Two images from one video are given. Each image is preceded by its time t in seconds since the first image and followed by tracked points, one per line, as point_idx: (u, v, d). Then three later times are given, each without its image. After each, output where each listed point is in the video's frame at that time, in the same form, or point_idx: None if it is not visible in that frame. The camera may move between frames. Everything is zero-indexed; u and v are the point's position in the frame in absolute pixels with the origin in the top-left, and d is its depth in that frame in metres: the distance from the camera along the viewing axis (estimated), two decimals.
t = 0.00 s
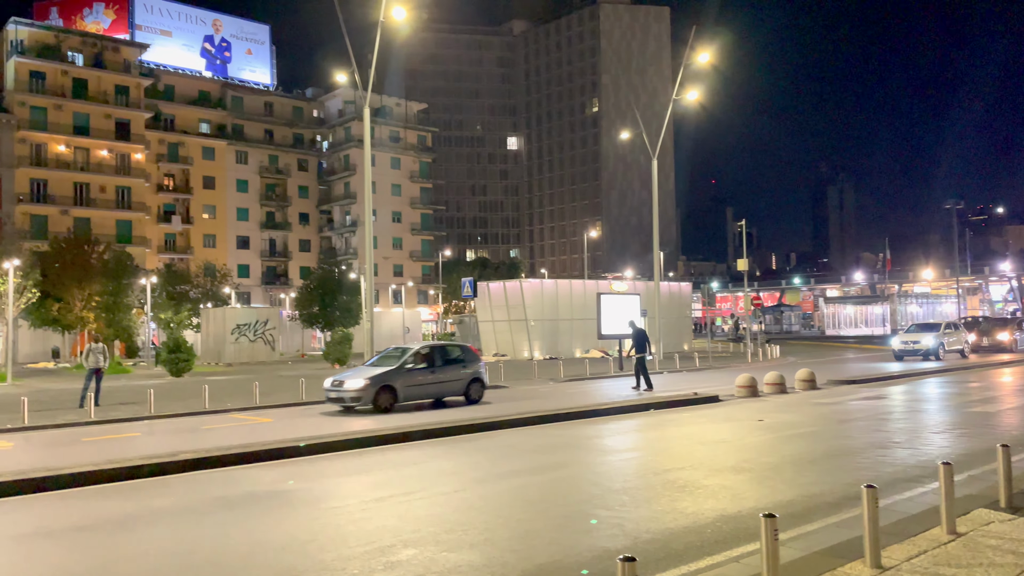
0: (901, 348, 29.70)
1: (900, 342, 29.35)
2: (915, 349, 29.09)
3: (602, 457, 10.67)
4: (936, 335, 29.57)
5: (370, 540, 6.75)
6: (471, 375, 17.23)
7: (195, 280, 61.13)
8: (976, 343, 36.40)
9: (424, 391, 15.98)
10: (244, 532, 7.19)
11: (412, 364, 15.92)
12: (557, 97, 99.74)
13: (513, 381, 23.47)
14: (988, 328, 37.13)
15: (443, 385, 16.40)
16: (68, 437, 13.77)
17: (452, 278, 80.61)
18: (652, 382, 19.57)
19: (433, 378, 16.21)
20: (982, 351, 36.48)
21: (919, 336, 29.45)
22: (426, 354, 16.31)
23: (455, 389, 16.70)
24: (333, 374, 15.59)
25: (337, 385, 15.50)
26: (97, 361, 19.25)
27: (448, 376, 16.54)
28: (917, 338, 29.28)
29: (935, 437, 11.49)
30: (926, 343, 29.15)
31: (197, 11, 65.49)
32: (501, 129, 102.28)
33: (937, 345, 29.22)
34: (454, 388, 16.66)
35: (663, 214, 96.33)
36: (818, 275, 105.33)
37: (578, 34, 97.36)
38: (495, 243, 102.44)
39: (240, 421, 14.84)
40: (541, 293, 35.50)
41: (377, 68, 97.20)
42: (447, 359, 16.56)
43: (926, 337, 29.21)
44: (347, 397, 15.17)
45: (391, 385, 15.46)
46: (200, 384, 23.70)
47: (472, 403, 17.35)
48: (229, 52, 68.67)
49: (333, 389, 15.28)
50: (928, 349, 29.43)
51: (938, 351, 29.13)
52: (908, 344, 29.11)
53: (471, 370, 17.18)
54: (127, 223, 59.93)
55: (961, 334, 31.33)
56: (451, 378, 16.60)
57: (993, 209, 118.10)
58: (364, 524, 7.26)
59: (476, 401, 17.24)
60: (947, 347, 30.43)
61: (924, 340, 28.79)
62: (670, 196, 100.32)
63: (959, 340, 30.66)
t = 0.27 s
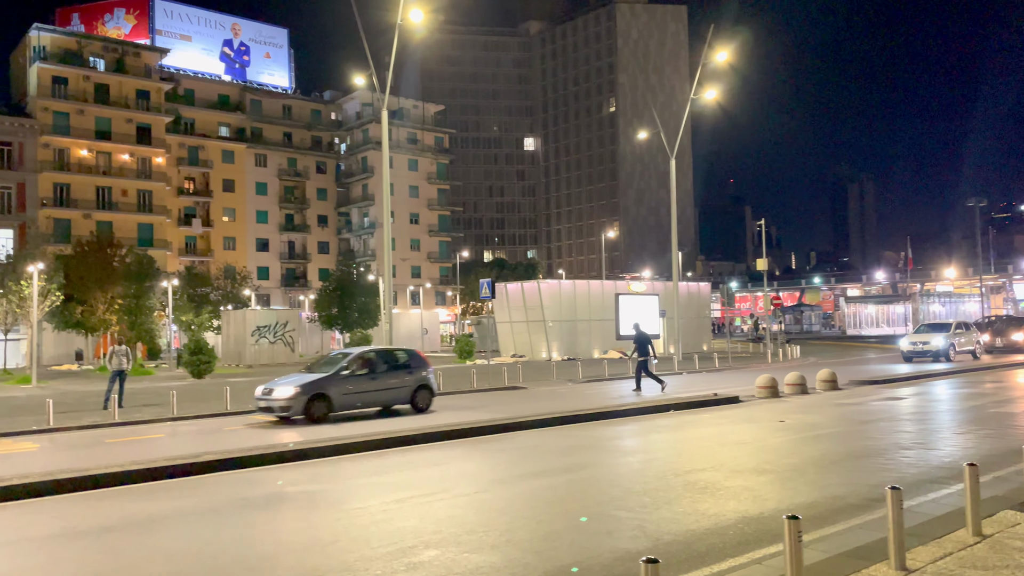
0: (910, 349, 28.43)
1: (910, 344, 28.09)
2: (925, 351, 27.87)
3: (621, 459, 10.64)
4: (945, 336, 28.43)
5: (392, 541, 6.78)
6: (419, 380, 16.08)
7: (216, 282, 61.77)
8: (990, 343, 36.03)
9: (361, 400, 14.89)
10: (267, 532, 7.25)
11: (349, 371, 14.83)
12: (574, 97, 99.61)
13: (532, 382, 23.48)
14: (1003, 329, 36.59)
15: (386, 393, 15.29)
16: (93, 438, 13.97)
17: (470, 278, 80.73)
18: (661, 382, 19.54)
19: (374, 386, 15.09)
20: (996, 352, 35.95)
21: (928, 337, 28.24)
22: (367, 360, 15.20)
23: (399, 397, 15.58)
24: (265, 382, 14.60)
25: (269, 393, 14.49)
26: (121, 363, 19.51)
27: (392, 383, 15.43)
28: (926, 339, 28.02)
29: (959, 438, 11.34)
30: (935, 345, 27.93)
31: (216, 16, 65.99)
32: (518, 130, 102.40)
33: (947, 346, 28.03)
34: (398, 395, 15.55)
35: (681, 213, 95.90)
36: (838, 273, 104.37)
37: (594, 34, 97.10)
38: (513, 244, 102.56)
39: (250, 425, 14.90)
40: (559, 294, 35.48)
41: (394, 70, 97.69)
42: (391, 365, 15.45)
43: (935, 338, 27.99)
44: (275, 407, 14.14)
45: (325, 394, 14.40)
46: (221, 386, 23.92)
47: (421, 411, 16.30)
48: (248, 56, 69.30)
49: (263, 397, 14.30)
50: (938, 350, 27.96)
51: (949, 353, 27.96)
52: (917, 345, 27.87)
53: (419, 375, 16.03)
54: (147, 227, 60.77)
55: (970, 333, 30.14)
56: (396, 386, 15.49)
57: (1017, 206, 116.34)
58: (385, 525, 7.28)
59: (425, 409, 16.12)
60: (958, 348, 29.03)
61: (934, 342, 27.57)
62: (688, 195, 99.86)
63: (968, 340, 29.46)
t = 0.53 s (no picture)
0: (919, 350, 27.63)
1: (919, 345, 27.27)
2: (935, 352, 27.06)
3: (643, 460, 10.60)
4: (956, 336, 27.55)
5: (415, 540, 6.82)
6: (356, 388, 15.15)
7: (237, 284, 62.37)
8: (1013, 343, 35.38)
9: (287, 410, 14.00)
10: (293, 532, 7.31)
11: (275, 378, 13.96)
12: (592, 97, 99.37)
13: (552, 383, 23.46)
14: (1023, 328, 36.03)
15: (317, 402, 14.38)
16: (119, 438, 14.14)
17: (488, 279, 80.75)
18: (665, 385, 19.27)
19: (301, 395, 14.20)
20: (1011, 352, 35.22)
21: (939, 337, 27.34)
22: (295, 367, 14.32)
23: (332, 405, 14.66)
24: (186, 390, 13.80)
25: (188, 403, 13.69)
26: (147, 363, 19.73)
27: (323, 391, 14.53)
28: (936, 339, 27.15)
29: (986, 438, 11.17)
30: (946, 345, 27.08)
31: (236, 19, 66.72)
32: (536, 130, 102.47)
33: (959, 347, 27.11)
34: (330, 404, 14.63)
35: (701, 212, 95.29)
36: (860, 272, 103.13)
37: (612, 33, 96.77)
38: (531, 244, 102.51)
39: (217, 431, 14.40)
40: (578, 294, 35.43)
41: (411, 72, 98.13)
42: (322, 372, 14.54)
43: (946, 338, 27.10)
44: (192, 417, 13.36)
45: (246, 404, 13.58)
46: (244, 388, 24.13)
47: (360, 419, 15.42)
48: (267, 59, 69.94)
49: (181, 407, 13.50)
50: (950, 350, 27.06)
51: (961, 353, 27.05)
52: (927, 346, 27.05)
53: (356, 382, 15.10)
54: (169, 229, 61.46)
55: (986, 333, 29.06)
56: (328, 394, 14.57)
57: None
58: (409, 525, 7.32)
59: (362, 418, 15.19)
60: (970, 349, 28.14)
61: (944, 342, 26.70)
62: (707, 194, 99.21)
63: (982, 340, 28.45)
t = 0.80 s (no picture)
0: (929, 351, 27.11)
1: (929, 345, 26.72)
2: (946, 353, 26.54)
3: (666, 460, 10.55)
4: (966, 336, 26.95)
5: (439, 541, 6.84)
6: (283, 396, 14.22)
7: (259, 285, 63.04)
8: None
9: (202, 421, 13.04)
10: (318, 531, 7.37)
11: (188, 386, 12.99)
12: (610, 96, 99.01)
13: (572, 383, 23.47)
14: None
15: (236, 411, 13.44)
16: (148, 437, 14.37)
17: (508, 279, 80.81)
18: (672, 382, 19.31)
19: (220, 403, 13.25)
20: None
21: (949, 337, 26.78)
22: (212, 373, 13.39)
23: (255, 415, 13.72)
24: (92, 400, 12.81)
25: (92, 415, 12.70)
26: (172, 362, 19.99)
27: (246, 400, 13.59)
28: (947, 339, 26.58)
29: (1013, 439, 10.99)
30: (956, 345, 26.51)
31: (258, 23, 67.34)
32: (555, 130, 102.45)
33: (970, 347, 26.54)
34: (252, 414, 13.67)
35: (720, 211, 94.79)
36: (883, 271, 101.84)
37: (631, 32, 96.32)
38: (550, 244, 102.61)
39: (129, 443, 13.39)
40: (597, 293, 35.38)
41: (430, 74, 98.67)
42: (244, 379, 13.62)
43: (957, 339, 26.53)
44: (94, 428, 12.42)
45: (155, 414, 12.59)
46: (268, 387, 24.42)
47: (288, 429, 14.47)
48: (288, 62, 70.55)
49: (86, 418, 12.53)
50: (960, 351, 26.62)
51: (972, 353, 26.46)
52: (937, 347, 26.51)
53: (282, 390, 14.19)
54: (192, 231, 62.13)
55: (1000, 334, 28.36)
56: (250, 403, 13.63)
57: None
58: (431, 525, 7.35)
59: (289, 429, 14.27)
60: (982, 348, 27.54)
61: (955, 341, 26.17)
62: (728, 193, 98.61)
63: (995, 341, 27.78)
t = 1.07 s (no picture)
0: (940, 352, 26.42)
1: (939, 346, 26.05)
2: (957, 354, 25.85)
3: (689, 459, 10.49)
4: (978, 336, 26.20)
5: (463, 540, 6.84)
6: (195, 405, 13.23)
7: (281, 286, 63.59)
8: None
9: (101, 432, 11.97)
10: (343, 530, 7.41)
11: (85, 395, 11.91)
12: (630, 95, 98.61)
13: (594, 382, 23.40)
14: None
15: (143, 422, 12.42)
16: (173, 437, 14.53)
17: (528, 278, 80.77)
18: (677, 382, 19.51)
19: (123, 413, 12.20)
20: None
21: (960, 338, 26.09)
22: (114, 381, 12.34)
23: (163, 426, 12.70)
24: None
25: None
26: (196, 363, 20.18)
27: (153, 409, 12.56)
28: (958, 340, 25.90)
29: None
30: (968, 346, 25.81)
31: (278, 25, 67.64)
32: (575, 129, 102.31)
33: (982, 347, 25.82)
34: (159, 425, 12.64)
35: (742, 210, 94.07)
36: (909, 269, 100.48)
37: (651, 30, 95.86)
38: (570, 244, 102.46)
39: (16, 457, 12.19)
40: (618, 292, 35.31)
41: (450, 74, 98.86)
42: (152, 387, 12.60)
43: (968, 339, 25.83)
44: None
45: (46, 425, 11.47)
46: (291, 387, 24.61)
47: (200, 441, 13.46)
48: (309, 63, 71.07)
49: None
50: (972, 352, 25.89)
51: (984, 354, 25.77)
52: (947, 348, 25.85)
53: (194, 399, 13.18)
54: (215, 232, 62.78)
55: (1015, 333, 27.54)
56: (158, 413, 12.61)
57: None
58: (456, 524, 7.37)
59: (201, 440, 13.27)
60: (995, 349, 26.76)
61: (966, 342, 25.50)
62: (750, 191, 97.82)
63: (1009, 341, 26.99)
